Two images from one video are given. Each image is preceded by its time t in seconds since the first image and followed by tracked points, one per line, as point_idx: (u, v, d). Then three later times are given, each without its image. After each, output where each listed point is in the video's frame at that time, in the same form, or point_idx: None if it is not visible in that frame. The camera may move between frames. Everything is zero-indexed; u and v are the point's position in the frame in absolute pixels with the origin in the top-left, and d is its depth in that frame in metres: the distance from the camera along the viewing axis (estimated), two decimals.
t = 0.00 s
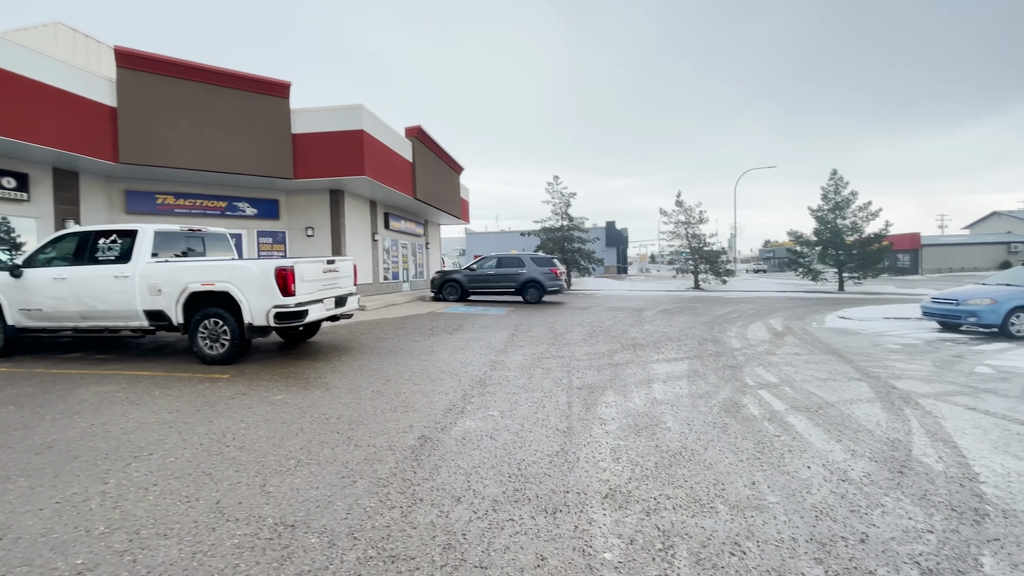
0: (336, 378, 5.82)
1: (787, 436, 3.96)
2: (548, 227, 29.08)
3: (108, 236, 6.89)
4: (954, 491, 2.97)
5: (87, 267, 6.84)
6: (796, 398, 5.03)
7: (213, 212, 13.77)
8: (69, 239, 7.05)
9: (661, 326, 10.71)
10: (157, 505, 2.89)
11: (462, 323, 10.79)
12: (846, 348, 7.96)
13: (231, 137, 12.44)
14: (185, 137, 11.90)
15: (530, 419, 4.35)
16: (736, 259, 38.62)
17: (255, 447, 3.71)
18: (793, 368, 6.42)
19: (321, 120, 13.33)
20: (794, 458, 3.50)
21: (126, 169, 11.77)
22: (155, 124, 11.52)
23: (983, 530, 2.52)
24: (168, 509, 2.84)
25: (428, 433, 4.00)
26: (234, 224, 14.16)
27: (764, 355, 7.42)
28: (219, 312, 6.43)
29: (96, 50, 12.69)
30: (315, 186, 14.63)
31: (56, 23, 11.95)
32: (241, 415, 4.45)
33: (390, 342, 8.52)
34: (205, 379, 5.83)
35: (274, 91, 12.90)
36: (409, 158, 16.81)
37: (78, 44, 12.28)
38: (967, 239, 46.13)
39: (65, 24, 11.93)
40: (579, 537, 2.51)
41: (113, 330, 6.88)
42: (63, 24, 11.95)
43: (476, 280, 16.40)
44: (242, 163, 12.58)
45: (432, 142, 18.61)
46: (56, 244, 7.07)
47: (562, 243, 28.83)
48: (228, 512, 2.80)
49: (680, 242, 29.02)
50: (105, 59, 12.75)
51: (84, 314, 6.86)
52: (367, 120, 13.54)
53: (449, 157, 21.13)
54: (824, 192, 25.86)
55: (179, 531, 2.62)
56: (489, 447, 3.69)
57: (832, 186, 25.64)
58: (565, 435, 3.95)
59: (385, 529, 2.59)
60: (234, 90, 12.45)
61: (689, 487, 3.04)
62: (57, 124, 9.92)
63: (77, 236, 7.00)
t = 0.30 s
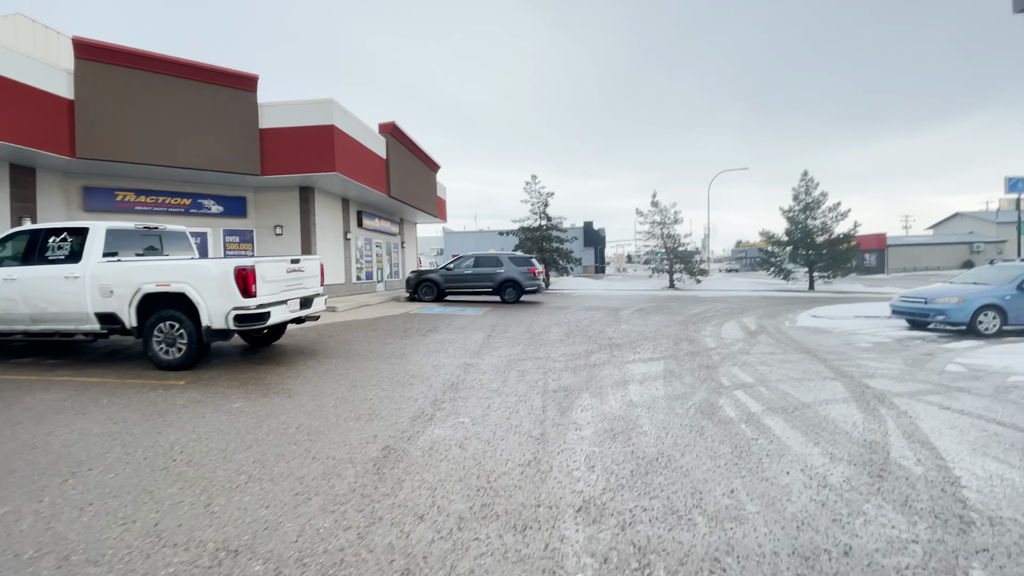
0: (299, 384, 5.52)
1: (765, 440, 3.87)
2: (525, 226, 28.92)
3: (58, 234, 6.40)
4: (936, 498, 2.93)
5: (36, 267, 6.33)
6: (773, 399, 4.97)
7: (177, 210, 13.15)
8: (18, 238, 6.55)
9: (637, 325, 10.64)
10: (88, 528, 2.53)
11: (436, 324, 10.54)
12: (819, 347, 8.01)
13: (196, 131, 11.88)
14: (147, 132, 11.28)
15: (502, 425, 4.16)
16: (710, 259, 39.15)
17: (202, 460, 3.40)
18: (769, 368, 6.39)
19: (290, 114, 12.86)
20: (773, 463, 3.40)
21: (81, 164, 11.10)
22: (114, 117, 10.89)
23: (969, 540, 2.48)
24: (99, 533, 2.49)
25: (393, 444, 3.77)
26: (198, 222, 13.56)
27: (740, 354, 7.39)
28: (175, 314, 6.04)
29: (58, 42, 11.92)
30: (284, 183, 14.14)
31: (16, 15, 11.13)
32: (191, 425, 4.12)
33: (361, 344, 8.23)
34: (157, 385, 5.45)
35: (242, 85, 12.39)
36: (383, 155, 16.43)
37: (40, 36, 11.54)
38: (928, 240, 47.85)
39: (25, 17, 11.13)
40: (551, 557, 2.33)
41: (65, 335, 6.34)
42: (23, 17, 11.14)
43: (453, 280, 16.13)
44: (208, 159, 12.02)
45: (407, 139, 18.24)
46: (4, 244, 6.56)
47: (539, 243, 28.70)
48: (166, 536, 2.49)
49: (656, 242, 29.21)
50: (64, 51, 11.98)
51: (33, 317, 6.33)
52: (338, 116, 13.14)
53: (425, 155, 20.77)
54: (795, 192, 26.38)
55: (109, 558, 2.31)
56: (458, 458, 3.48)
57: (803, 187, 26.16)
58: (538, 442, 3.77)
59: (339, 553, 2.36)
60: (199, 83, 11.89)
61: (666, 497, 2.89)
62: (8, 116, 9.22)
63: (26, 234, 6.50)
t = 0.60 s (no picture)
0: (286, 388, 5.34)
1: (767, 445, 3.73)
2: (522, 224, 28.70)
3: (37, 233, 6.19)
4: (949, 507, 2.79)
5: (14, 268, 6.13)
6: (774, 401, 4.83)
7: (166, 209, 12.91)
8: None
9: (635, 324, 10.49)
10: (55, 546, 2.30)
11: (430, 324, 10.36)
12: (819, 345, 7.89)
13: (184, 128, 11.63)
14: (134, 129, 11.02)
15: (495, 431, 4.00)
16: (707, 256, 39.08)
17: (178, 471, 3.21)
18: (768, 368, 6.25)
19: (281, 110, 12.62)
20: (776, 471, 3.25)
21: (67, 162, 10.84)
22: (100, 114, 10.63)
23: (986, 554, 2.34)
24: (64, 553, 2.26)
25: (380, 452, 3.61)
26: (188, 221, 13.33)
27: (738, 353, 7.26)
28: (158, 316, 5.85)
29: (42, 37, 11.63)
30: (275, 181, 13.91)
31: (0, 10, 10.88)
32: (170, 433, 3.94)
33: (352, 345, 8.06)
34: (139, 390, 5.27)
35: (231, 81, 12.15)
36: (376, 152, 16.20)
37: (25, 31, 11.27)
38: (924, 236, 47.92)
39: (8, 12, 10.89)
40: None
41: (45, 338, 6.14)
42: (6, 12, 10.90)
43: (448, 278, 15.93)
44: (197, 157, 11.79)
45: (400, 136, 18.01)
46: None
47: (535, 241, 28.50)
48: (132, 555, 2.28)
49: (652, 239, 29.07)
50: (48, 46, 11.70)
51: (12, 320, 6.13)
52: (329, 112, 12.91)
53: (419, 152, 20.53)
54: (792, 188, 26.26)
55: None
56: (447, 467, 3.32)
57: (799, 183, 26.05)
58: (532, 449, 3.62)
59: None
60: (187, 79, 11.65)
61: (666, 510, 2.74)
62: None
63: (5, 234, 6.29)
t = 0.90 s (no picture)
0: (291, 388, 5.29)
1: (787, 449, 3.55)
2: (533, 221, 28.47)
3: (45, 233, 6.22)
4: (983, 518, 2.60)
5: (24, 268, 6.16)
6: (792, 401, 4.63)
7: (178, 208, 13.02)
8: (5, 238, 6.37)
9: (647, 321, 10.29)
10: (44, 553, 2.28)
11: (440, 322, 10.27)
12: (839, 343, 7.62)
13: (195, 128, 11.69)
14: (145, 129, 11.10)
15: (500, 433, 3.88)
16: (722, 252, 38.48)
17: (175, 474, 3.17)
18: (786, 367, 6.04)
19: (290, 109, 12.62)
20: (795, 477, 3.08)
21: (80, 163, 10.96)
22: (111, 114, 10.71)
23: None
24: (52, 560, 2.24)
25: (382, 454, 3.51)
26: (200, 221, 13.43)
27: (754, 351, 7.04)
28: (165, 316, 5.84)
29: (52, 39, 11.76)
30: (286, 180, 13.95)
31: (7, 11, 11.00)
32: (172, 434, 3.90)
33: (361, 344, 8.00)
34: (146, 389, 5.26)
35: (240, 80, 12.18)
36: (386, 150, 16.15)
37: (36, 34, 11.43)
38: (947, 229, 46.63)
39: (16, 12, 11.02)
40: None
41: (54, 338, 6.17)
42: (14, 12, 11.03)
43: (458, 276, 15.85)
44: (207, 155, 11.85)
45: (410, 133, 17.95)
46: None
47: (546, 237, 28.29)
48: (121, 563, 2.22)
49: (666, 235, 28.69)
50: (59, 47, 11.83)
51: (21, 319, 6.17)
52: (338, 109, 12.88)
53: (430, 150, 20.47)
54: (810, 182, 25.68)
55: None
56: (450, 471, 3.21)
57: (817, 176, 25.47)
58: (538, 452, 3.49)
59: None
60: (197, 78, 11.69)
61: (678, 519, 2.59)
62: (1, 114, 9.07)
63: (14, 234, 6.33)
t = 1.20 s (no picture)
0: (304, 386, 5.29)
1: (812, 456, 3.34)
2: (553, 218, 28.23)
3: (68, 233, 6.38)
4: None
5: (47, 267, 6.33)
6: (818, 405, 4.40)
7: (202, 208, 13.31)
8: (30, 237, 6.56)
9: (668, 320, 10.03)
10: (39, 554, 2.27)
11: (456, 320, 10.22)
12: (870, 343, 7.26)
13: (216, 128, 11.91)
14: (168, 130, 11.36)
15: (510, 435, 3.78)
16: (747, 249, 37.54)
17: (181, 473, 3.18)
18: (812, 368, 5.77)
19: (309, 108, 12.75)
20: (819, 487, 2.89)
21: (108, 164, 11.27)
22: (136, 116, 10.98)
23: None
24: (47, 561, 2.22)
25: (388, 455, 3.45)
26: (223, 220, 13.71)
27: (779, 352, 6.76)
28: (183, 313, 5.93)
29: (74, 40, 12.01)
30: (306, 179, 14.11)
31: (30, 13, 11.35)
32: (182, 432, 3.92)
33: (376, 341, 7.99)
34: (163, 386, 5.33)
35: (260, 80, 12.36)
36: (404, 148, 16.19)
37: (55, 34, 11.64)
38: (988, 223, 44.53)
39: (37, 14, 11.37)
40: None
41: (77, 335, 6.34)
42: (36, 14, 11.38)
43: (476, 274, 15.79)
44: (228, 155, 12.05)
45: (429, 131, 17.97)
46: (18, 243, 6.58)
47: (565, 234, 28.02)
48: (116, 565, 2.20)
49: (689, 231, 28.13)
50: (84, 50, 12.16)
51: (45, 317, 6.35)
52: (355, 108, 12.94)
53: (449, 148, 20.48)
54: (840, 175, 24.78)
55: None
56: (455, 474, 3.12)
57: (848, 169, 24.56)
58: (547, 455, 3.38)
59: None
60: (218, 79, 11.90)
61: (690, 531, 2.44)
62: (30, 117, 9.38)
63: (38, 234, 6.51)
